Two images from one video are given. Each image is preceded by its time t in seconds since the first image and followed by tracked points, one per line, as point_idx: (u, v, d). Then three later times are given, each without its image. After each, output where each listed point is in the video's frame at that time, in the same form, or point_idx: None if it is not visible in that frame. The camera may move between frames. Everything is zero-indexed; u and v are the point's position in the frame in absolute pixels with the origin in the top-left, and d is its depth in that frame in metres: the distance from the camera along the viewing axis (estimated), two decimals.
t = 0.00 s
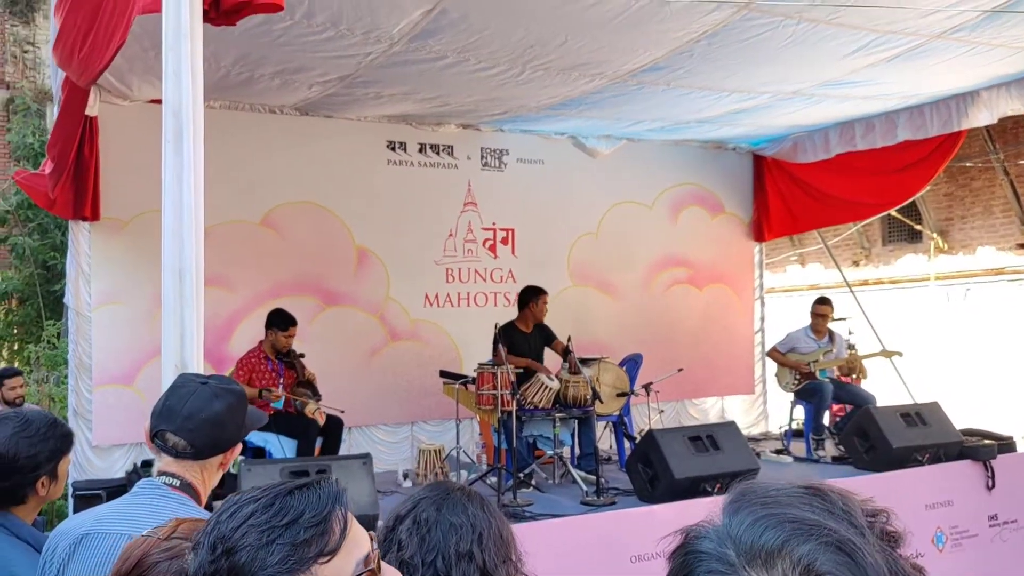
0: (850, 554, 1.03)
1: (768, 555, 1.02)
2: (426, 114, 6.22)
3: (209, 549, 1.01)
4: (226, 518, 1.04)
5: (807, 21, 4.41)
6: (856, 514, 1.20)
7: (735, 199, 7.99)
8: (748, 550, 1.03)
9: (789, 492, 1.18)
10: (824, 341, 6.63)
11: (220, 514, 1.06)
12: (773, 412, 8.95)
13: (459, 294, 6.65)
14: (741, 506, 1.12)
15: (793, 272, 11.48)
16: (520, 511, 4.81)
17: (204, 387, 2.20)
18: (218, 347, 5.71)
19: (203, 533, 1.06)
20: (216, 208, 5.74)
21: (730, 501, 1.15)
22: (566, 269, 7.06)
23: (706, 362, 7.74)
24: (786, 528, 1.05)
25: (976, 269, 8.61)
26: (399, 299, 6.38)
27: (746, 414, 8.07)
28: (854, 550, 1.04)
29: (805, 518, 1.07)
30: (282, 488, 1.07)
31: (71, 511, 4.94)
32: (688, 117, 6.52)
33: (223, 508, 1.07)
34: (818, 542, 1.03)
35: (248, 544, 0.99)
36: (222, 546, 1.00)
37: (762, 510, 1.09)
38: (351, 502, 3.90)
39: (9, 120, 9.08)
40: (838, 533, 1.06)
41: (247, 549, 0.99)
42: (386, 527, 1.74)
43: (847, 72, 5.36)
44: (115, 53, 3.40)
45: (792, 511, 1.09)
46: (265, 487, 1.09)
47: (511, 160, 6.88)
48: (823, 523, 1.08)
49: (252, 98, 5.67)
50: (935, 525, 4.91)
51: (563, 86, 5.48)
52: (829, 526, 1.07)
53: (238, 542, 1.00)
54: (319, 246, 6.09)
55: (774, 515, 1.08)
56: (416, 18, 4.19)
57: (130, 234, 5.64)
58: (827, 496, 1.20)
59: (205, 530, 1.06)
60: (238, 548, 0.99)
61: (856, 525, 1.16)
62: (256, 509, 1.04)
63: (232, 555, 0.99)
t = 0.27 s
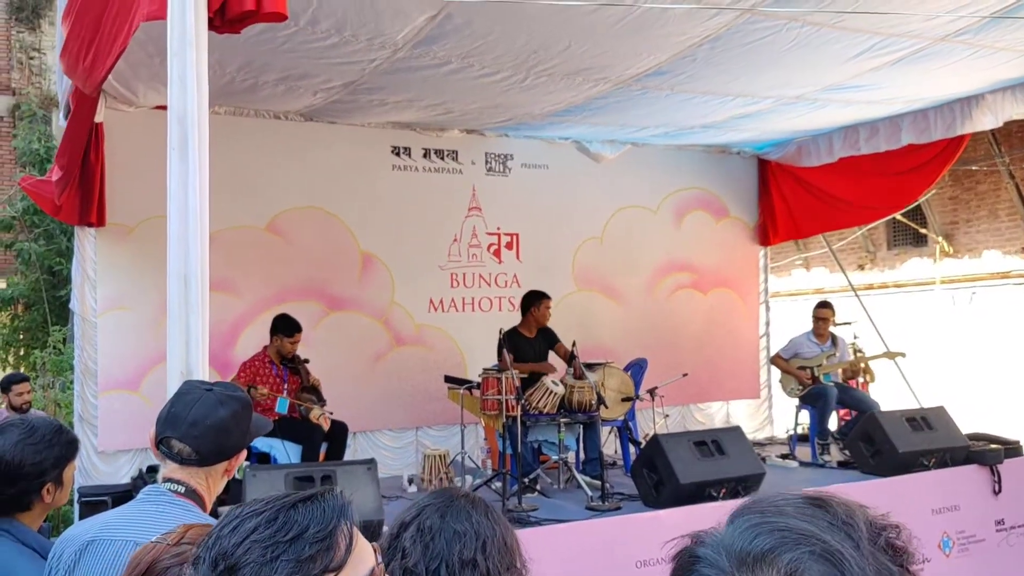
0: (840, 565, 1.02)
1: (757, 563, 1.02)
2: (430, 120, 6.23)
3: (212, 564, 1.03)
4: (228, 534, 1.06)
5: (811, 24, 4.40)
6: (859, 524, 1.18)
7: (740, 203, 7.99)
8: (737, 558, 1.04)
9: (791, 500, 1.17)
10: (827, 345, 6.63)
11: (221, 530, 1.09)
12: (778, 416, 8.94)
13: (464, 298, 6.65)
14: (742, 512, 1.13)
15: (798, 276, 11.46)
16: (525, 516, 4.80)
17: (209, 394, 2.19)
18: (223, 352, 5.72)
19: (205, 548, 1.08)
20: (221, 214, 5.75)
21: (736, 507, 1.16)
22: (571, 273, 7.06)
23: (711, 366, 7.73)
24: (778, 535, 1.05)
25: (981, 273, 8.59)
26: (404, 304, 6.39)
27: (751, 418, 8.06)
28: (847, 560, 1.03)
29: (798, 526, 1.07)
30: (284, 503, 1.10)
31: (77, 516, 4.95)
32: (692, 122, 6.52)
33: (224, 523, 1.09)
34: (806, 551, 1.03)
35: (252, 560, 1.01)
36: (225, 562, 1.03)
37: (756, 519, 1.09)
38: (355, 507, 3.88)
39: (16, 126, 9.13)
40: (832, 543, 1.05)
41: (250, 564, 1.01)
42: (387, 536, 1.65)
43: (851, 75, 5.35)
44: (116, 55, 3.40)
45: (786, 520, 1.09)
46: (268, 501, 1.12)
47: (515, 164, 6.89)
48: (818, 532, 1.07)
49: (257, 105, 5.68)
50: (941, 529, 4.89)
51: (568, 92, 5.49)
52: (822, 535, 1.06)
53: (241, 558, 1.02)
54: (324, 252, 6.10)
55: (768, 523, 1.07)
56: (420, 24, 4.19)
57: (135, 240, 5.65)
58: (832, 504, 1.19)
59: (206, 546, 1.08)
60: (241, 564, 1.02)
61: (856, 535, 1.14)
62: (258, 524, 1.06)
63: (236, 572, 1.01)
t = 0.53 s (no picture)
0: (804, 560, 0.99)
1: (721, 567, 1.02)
2: (434, 123, 6.24)
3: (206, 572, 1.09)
4: (221, 543, 1.12)
5: (813, 26, 4.40)
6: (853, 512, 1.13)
7: (743, 206, 7.99)
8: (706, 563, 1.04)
9: (781, 500, 1.15)
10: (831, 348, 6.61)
11: (214, 538, 1.15)
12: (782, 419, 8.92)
13: (468, 302, 6.66)
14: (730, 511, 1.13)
15: (801, 278, 11.45)
16: (529, 519, 4.80)
17: (213, 398, 2.20)
18: (227, 356, 5.73)
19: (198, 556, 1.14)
20: (225, 218, 5.76)
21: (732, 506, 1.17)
22: (575, 276, 7.07)
23: (714, 369, 7.73)
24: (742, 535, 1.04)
25: (986, 275, 8.57)
26: (408, 308, 6.39)
27: (755, 421, 8.06)
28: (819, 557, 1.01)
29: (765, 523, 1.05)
30: (277, 512, 1.17)
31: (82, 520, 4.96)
32: (695, 125, 6.53)
33: (217, 532, 1.16)
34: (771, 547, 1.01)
35: (245, 569, 1.07)
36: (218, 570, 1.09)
37: (728, 522, 1.09)
38: (361, 511, 3.88)
39: (21, 131, 9.16)
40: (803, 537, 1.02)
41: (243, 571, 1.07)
42: (389, 539, 1.63)
43: (853, 77, 5.35)
44: (120, 58, 3.41)
45: (759, 518, 1.07)
46: (262, 511, 1.19)
47: (518, 168, 6.90)
48: (788, 526, 1.05)
49: (260, 109, 5.70)
50: (946, 532, 4.89)
51: (570, 95, 5.50)
52: (794, 531, 1.04)
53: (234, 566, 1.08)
54: (327, 255, 6.11)
55: (738, 522, 1.06)
56: (424, 28, 4.21)
57: (139, 244, 5.67)
58: (825, 499, 1.16)
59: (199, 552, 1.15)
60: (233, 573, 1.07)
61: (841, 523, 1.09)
62: (251, 533, 1.13)
63: None
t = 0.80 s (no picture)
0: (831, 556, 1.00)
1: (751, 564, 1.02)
2: (435, 125, 6.24)
3: None
4: (211, 548, 1.16)
5: (813, 27, 4.41)
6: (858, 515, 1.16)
7: (745, 206, 7.99)
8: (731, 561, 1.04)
9: (790, 502, 1.18)
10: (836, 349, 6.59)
11: (205, 543, 1.20)
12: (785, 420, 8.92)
13: (469, 303, 6.66)
14: (734, 518, 1.13)
15: (802, 279, 11.44)
16: (531, 520, 4.80)
17: (216, 400, 2.20)
18: (229, 358, 5.73)
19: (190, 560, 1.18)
20: (226, 220, 5.77)
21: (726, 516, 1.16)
22: (576, 277, 7.07)
23: (716, 370, 7.73)
24: (768, 534, 1.05)
25: (987, 275, 8.57)
26: (409, 309, 6.40)
27: (757, 421, 8.05)
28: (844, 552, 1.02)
29: (787, 523, 1.06)
30: (267, 518, 1.20)
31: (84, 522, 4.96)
32: (696, 126, 6.53)
33: (208, 537, 1.20)
34: (797, 545, 1.02)
35: None
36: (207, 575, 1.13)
37: (748, 521, 1.09)
38: (364, 513, 3.86)
39: (21, 133, 9.17)
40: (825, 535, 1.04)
41: None
42: (392, 541, 1.60)
43: (855, 78, 5.35)
44: (124, 62, 3.44)
45: (779, 518, 1.08)
46: (252, 516, 1.22)
47: (519, 169, 6.90)
48: (809, 525, 1.06)
49: (262, 111, 5.70)
50: (949, 532, 4.89)
51: (572, 97, 5.50)
52: (815, 528, 1.05)
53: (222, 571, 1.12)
54: (329, 257, 6.11)
55: (759, 523, 1.07)
56: (425, 30, 4.21)
57: (141, 246, 5.67)
58: (831, 504, 1.19)
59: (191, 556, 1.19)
60: None
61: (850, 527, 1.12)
62: (240, 539, 1.16)
63: None
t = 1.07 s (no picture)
0: (876, 566, 1.05)
1: (799, 569, 1.03)
2: (434, 127, 6.25)
3: None
4: (209, 550, 1.17)
5: (812, 29, 4.41)
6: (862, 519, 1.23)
7: (744, 208, 8.00)
8: (775, 564, 1.04)
9: (805, 499, 1.21)
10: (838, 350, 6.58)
11: (202, 545, 1.20)
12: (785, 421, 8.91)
13: (469, 305, 6.67)
14: (759, 517, 1.13)
15: (802, 280, 11.44)
16: (531, 522, 4.80)
17: (217, 404, 2.21)
18: (230, 361, 5.73)
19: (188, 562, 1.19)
20: (226, 223, 5.77)
21: (741, 514, 1.16)
22: (576, 279, 7.07)
23: (716, 372, 7.73)
24: (811, 539, 1.06)
25: (986, 275, 8.57)
26: (409, 311, 6.40)
27: (757, 422, 8.06)
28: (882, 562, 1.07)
29: (827, 530, 1.10)
30: (264, 518, 1.21)
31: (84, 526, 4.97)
32: (695, 128, 6.54)
33: (206, 539, 1.21)
34: (848, 556, 1.05)
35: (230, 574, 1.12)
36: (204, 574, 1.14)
37: (782, 522, 1.11)
38: (364, 515, 3.86)
39: (20, 137, 9.18)
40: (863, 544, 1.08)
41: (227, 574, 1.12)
42: (388, 545, 1.61)
43: (854, 80, 5.36)
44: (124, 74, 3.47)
45: (814, 523, 1.11)
46: (249, 517, 1.23)
47: (519, 171, 6.91)
48: (845, 532, 1.10)
49: (261, 114, 5.71)
50: (949, 533, 4.89)
51: (571, 99, 5.51)
52: (852, 537, 1.09)
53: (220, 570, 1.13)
54: (329, 260, 6.12)
55: (799, 527, 1.09)
56: (424, 33, 4.22)
57: (141, 250, 5.68)
58: (839, 503, 1.23)
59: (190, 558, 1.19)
60: None
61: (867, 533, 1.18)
62: (236, 539, 1.17)
63: None
